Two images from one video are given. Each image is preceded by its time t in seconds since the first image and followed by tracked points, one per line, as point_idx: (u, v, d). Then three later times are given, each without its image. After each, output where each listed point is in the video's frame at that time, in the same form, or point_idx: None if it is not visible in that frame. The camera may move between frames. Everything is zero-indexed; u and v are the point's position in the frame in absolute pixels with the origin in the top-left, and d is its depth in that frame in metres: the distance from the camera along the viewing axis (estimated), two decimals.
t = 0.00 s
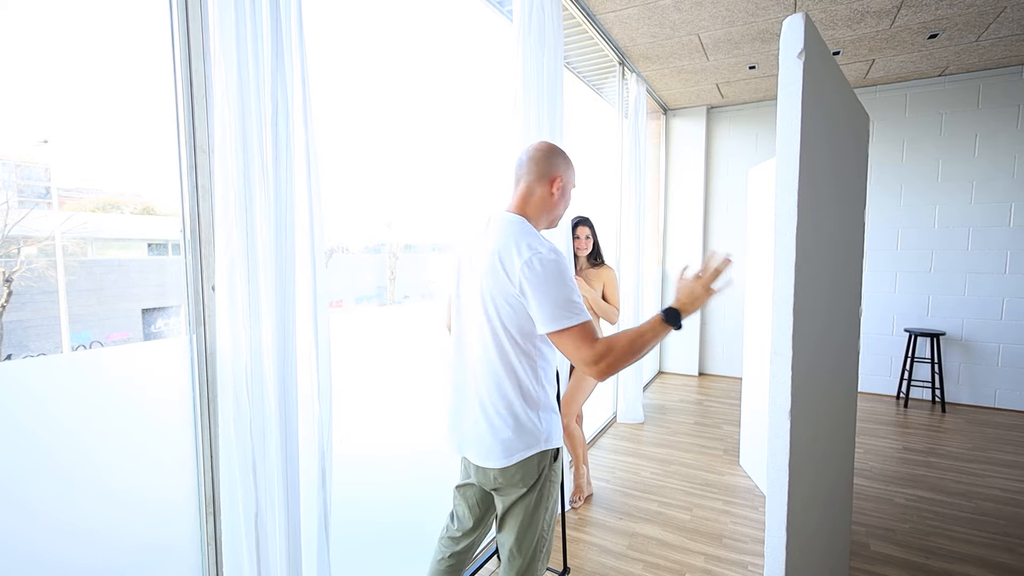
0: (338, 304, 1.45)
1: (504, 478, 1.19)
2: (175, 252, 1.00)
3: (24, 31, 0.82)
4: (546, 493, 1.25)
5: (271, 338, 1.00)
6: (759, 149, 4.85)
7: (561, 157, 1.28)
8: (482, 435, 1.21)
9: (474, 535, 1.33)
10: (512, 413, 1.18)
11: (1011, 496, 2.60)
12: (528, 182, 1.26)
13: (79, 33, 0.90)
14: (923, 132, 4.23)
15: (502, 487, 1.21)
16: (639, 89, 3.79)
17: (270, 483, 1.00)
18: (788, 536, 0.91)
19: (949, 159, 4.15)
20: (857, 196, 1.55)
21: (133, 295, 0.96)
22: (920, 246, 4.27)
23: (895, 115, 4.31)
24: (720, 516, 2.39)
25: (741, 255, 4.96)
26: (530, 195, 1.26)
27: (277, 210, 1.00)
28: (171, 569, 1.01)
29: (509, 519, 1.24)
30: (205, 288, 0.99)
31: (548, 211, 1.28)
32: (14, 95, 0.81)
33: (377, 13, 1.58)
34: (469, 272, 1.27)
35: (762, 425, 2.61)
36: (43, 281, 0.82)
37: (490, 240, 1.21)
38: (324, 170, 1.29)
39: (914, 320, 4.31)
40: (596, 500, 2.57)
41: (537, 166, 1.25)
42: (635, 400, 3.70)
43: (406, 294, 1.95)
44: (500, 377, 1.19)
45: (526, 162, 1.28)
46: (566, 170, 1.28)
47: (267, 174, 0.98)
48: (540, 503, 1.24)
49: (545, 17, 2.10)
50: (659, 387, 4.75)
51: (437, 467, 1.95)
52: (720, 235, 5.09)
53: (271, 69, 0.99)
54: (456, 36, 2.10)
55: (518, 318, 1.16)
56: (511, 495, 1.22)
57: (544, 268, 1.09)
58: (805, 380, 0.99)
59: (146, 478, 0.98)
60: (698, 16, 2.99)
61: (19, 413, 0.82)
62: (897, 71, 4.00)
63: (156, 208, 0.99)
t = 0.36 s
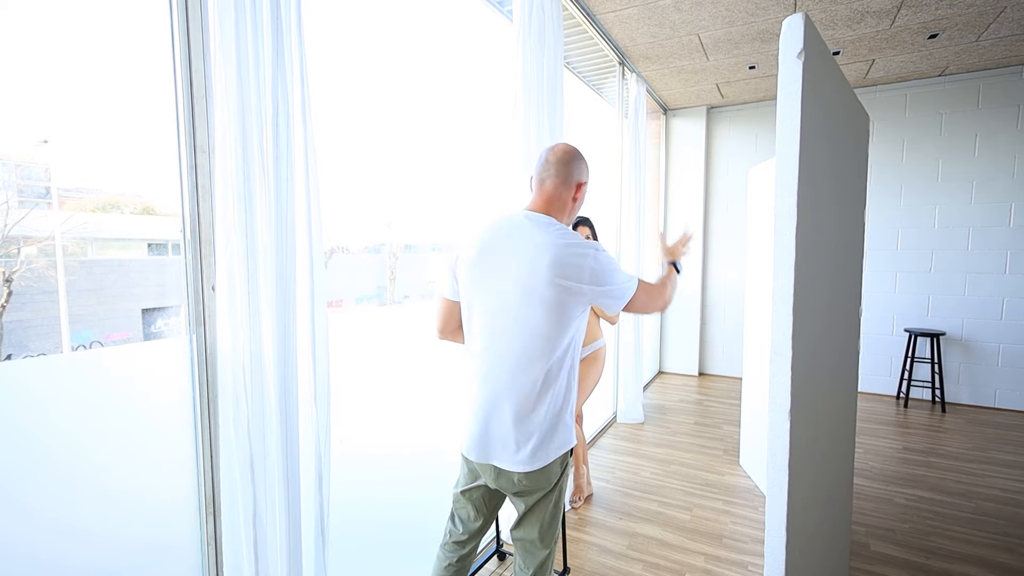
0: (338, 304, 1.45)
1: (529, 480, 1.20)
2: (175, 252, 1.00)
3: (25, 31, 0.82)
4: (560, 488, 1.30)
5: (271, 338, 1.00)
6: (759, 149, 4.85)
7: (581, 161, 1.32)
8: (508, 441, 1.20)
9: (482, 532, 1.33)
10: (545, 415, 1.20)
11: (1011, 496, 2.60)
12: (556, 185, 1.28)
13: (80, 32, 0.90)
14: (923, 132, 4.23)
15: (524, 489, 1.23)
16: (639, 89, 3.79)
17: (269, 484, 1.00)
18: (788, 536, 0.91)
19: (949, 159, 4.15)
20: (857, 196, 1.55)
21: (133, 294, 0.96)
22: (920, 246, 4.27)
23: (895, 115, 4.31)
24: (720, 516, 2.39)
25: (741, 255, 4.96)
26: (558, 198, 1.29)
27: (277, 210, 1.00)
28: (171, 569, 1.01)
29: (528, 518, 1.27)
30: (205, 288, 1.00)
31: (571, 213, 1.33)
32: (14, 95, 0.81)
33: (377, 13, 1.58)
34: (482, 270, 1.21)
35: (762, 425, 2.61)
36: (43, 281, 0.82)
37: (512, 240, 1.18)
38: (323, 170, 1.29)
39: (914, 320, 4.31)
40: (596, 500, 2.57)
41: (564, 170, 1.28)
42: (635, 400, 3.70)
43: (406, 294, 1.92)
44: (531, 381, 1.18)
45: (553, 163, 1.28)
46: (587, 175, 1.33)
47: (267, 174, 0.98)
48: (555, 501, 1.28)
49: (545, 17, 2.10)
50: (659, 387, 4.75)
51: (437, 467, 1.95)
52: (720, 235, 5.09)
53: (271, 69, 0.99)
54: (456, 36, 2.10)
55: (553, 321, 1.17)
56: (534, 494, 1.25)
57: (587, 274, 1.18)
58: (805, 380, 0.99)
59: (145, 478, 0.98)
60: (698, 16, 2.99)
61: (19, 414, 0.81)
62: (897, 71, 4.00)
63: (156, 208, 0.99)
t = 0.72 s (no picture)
0: (338, 305, 1.44)
1: (547, 483, 1.22)
2: (174, 252, 1.00)
3: (25, 30, 0.82)
4: (563, 496, 1.32)
5: (271, 338, 0.99)
6: (759, 149, 4.85)
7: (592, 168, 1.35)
8: (541, 444, 1.19)
9: (486, 545, 1.35)
10: (567, 413, 1.24)
11: (1011, 496, 2.60)
12: (573, 186, 1.29)
13: (80, 32, 0.90)
14: (923, 132, 4.23)
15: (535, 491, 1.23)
16: (639, 89, 3.79)
17: (270, 483, 1.00)
18: (788, 536, 0.91)
19: (949, 159, 4.15)
20: (857, 196, 1.55)
21: (132, 294, 0.96)
22: (920, 246, 4.27)
23: (895, 115, 4.31)
24: (720, 516, 2.39)
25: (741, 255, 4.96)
26: (576, 199, 1.30)
27: (277, 210, 1.00)
28: (171, 570, 1.01)
29: (532, 524, 1.28)
30: (205, 288, 0.99)
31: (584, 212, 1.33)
32: (14, 95, 0.81)
33: (377, 13, 1.58)
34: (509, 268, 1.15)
35: (762, 425, 2.61)
36: (43, 281, 0.82)
37: (541, 238, 1.16)
38: (323, 171, 1.28)
39: (914, 320, 4.31)
40: (596, 500, 2.57)
41: (579, 171, 1.30)
42: (635, 400, 3.70)
43: (406, 294, 1.94)
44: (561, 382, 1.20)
45: (569, 166, 1.31)
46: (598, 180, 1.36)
47: (266, 174, 0.98)
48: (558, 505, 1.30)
49: (545, 17, 2.10)
50: (659, 387, 4.75)
51: (436, 466, 1.95)
52: (720, 235, 5.09)
53: (271, 68, 0.99)
54: (456, 36, 2.10)
55: (579, 322, 1.20)
56: (544, 509, 1.26)
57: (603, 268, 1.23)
58: (804, 379, 0.99)
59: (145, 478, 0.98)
60: (698, 16, 2.99)
61: (17, 414, 0.81)
62: (897, 71, 4.00)
63: (156, 208, 0.99)
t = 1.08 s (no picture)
0: (338, 305, 1.43)
1: (539, 487, 1.22)
2: (175, 252, 1.00)
3: (25, 30, 0.82)
4: (558, 501, 1.32)
5: (271, 338, 0.99)
6: (759, 149, 4.85)
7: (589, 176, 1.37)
8: (539, 448, 1.19)
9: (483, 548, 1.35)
10: (566, 416, 1.24)
11: (1011, 496, 2.60)
12: (570, 189, 1.29)
13: (80, 32, 0.90)
14: (923, 132, 4.23)
15: (528, 497, 1.23)
16: (639, 89, 3.79)
17: (270, 483, 1.00)
18: (788, 535, 0.91)
19: (949, 159, 4.15)
20: (857, 196, 1.54)
21: (132, 294, 0.95)
22: (920, 247, 4.27)
23: (895, 115, 4.31)
24: (720, 516, 2.39)
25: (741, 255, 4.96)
26: (573, 202, 1.30)
27: (277, 210, 0.99)
28: (171, 570, 1.01)
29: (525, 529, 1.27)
30: (205, 288, 0.99)
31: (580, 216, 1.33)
32: (14, 95, 0.81)
33: (376, 13, 1.58)
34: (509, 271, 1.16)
35: (762, 425, 2.61)
36: (43, 281, 0.82)
37: (539, 240, 1.16)
38: (323, 171, 1.28)
39: (914, 320, 4.32)
40: (596, 500, 2.57)
41: (578, 175, 1.31)
42: (635, 400, 3.70)
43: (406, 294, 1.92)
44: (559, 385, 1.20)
45: (565, 170, 1.31)
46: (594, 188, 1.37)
47: (266, 173, 0.98)
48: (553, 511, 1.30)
49: (545, 17, 2.10)
50: (659, 387, 4.75)
51: (436, 466, 1.95)
52: (720, 235, 5.09)
53: (271, 68, 0.99)
54: (456, 36, 2.10)
55: (577, 325, 1.20)
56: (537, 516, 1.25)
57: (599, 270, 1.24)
58: (804, 379, 0.99)
59: (145, 478, 0.98)
60: (698, 16, 2.99)
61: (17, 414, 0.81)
62: (897, 71, 4.00)
63: (156, 207, 0.99)
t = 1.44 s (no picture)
0: (339, 305, 1.43)
1: (519, 488, 1.20)
2: (175, 252, 1.00)
3: (25, 30, 0.82)
4: (547, 501, 1.30)
5: (271, 337, 0.99)
6: (759, 149, 4.85)
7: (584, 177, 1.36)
8: (513, 450, 1.18)
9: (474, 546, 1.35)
10: (548, 420, 1.22)
11: (1011, 496, 2.60)
12: (561, 190, 1.29)
13: (81, 32, 0.90)
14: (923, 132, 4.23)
15: (511, 498, 1.22)
16: (639, 89, 3.79)
17: (270, 483, 1.00)
18: (788, 534, 0.91)
19: (949, 159, 4.15)
20: (858, 195, 1.54)
21: (132, 294, 0.96)
22: (920, 246, 4.27)
23: (895, 115, 4.31)
24: (720, 516, 2.39)
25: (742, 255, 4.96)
26: (564, 203, 1.30)
27: (277, 210, 1.00)
28: (171, 570, 1.01)
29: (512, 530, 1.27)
30: (205, 288, 1.00)
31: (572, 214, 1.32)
32: (14, 95, 0.81)
33: (376, 13, 1.58)
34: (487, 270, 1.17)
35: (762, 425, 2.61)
36: (43, 281, 0.82)
37: (517, 239, 1.17)
38: (323, 171, 1.28)
39: (914, 320, 4.32)
40: (596, 500, 2.57)
41: (570, 175, 1.30)
42: (635, 400, 3.70)
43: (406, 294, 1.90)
44: (535, 388, 1.17)
45: (558, 171, 1.30)
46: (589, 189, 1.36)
47: (267, 173, 0.98)
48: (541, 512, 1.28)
49: (545, 17, 2.10)
50: (659, 387, 4.75)
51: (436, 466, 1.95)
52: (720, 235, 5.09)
53: (271, 68, 0.99)
54: (455, 36, 2.10)
55: (557, 327, 1.17)
56: (520, 517, 1.25)
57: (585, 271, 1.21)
58: (805, 379, 0.99)
59: (145, 479, 0.98)
60: (698, 16, 2.98)
61: (17, 414, 0.81)
62: (897, 71, 4.00)
63: (156, 208, 0.99)
